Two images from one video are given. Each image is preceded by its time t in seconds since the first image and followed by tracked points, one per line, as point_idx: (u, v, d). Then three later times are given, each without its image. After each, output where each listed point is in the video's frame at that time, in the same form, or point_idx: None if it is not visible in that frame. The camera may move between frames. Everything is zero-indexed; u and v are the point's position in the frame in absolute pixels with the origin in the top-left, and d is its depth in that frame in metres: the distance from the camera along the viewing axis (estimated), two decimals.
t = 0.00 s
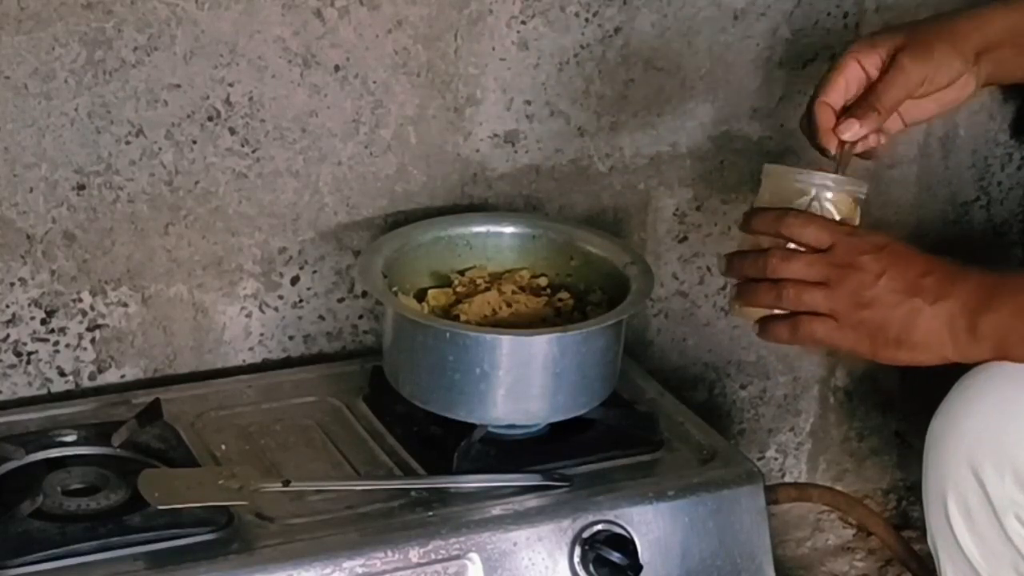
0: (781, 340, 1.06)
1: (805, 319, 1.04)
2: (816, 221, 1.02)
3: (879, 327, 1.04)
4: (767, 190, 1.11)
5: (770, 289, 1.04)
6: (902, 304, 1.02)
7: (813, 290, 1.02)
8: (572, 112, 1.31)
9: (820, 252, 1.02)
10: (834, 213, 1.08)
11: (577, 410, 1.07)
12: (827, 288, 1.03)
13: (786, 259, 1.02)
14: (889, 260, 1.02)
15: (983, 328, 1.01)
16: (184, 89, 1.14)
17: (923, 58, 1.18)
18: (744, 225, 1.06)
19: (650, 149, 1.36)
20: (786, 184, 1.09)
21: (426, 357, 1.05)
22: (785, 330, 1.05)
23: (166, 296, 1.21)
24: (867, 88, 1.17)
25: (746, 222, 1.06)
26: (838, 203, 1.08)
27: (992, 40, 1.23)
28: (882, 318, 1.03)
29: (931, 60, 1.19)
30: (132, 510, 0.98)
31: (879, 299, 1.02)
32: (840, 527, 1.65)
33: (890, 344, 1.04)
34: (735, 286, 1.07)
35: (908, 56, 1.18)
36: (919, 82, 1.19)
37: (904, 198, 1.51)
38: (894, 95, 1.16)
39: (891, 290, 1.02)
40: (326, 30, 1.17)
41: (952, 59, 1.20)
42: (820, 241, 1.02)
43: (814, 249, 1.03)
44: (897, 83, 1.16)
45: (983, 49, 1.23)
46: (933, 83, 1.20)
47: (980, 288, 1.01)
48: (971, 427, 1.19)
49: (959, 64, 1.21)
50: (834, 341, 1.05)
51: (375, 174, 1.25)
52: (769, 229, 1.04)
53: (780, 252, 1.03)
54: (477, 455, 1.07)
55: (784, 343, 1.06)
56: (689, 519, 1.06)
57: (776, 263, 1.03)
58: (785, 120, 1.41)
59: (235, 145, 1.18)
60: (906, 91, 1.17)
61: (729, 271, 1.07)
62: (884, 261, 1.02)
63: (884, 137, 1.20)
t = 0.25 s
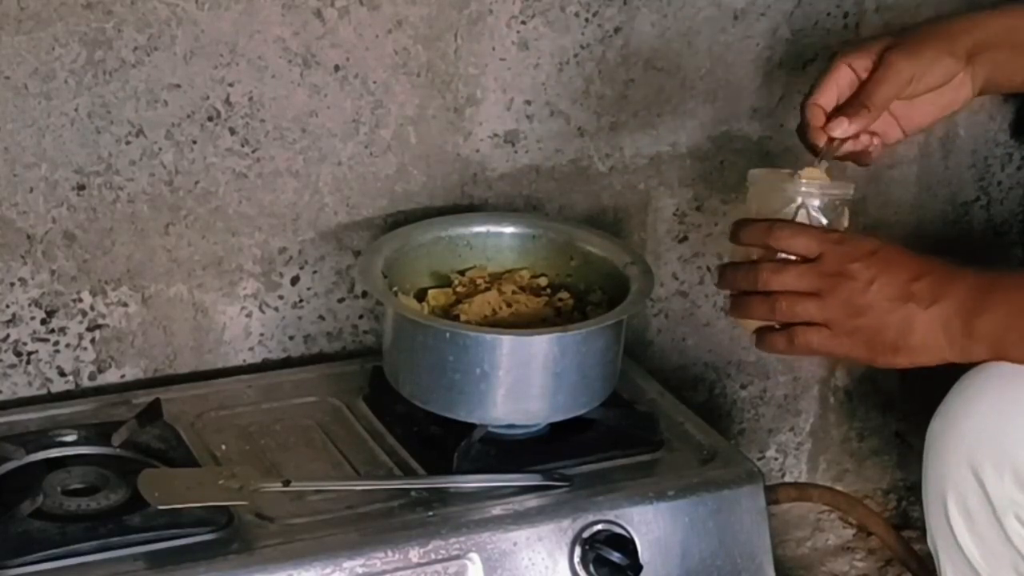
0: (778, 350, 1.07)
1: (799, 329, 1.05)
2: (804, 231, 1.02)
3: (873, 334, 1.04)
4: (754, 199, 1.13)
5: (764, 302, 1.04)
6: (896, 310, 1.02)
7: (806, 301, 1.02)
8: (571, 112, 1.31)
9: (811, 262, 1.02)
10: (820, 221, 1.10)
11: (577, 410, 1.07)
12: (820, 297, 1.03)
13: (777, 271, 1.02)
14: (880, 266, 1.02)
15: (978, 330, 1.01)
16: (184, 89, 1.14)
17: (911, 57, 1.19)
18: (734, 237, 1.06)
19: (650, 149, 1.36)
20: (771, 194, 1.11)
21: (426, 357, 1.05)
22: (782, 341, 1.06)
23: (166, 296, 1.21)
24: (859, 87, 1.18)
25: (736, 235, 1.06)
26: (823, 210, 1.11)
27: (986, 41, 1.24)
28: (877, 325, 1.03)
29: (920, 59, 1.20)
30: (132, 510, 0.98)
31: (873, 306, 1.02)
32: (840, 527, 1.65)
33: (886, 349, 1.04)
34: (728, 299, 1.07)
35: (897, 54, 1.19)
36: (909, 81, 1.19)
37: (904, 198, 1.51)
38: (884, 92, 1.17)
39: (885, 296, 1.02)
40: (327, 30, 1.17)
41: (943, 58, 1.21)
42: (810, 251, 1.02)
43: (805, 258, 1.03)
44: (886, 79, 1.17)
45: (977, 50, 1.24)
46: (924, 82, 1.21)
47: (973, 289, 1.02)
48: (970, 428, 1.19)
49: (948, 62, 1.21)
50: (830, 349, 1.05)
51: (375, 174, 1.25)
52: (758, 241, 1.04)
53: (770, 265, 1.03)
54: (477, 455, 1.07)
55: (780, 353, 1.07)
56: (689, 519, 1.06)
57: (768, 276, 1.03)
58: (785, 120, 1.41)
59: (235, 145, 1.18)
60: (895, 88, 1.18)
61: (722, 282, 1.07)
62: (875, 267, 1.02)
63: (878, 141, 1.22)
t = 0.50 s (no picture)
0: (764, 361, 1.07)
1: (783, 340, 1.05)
2: (782, 240, 1.03)
3: (858, 341, 1.04)
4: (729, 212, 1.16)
5: (745, 314, 1.05)
6: (877, 316, 1.03)
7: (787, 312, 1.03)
8: (571, 112, 1.31)
9: (789, 272, 1.03)
10: (795, 227, 1.14)
11: (577, 410, 1.07)
12: (801, 306, 1.03)
13: (756, 282, 1.03)
14: (860, 273, 1.03)
15: (960, 334, 1.01)
16: (184, 89, 1.14)
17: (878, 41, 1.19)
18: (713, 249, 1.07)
19: (650, 149, 1.36)
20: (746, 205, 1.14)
21: (426, 357, 1.05)
22: (767, 351, 1.06)
23: (166, 296, 1.21)
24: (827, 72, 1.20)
25: (712, 247, 1.06)
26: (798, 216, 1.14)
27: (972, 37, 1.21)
28: (859, 332, 1.03)
29: (889, 44, 1.19)
30: (132, 510, 0.98)
31: (854, 314, 1.03)
32: (840, 527, 1.65)
33: (872, 355, 1.05)
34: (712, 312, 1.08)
35: (865, 36, 1.19)
36: (884, 65, 1.20)
37: (904, 198, 1.51)
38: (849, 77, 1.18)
39: (866, 303, 1.02)
40: (326, 30, 1.17)
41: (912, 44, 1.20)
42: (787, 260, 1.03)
43: (785, 268, 1.04)
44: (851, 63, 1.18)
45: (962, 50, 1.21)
46: (893, 66, 1.20)
47: (953, 293, 1.01)
48: (968, 427, 1.18)
49: (916, 46, 1.20)
50: (816, 358, 1.05)
51: (375, 174, 1.25)
52: (736, 253, 1.04)
53: (748, 276, 1.04)
54: (477, 455, 1.07)
55: (767, 363, 1.07)
56: (689, 519, 1.06)
57: (749, 287, 1.03)
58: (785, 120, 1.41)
59: (235, 145, 1.18)
60: (860, 73, 1.19)
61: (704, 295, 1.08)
62: (854, 274, 1.03)
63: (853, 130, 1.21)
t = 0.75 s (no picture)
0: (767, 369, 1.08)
1: (785, 348, 1.06)
2: (779, 250, 1.03)
3: (858, 347, 1.04)
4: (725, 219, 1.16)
5: (745, 323, 1.05)
6: (877, 323, 1.03)
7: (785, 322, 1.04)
8: (571, 112, 1.31)
9: (787, 282, 1.03)
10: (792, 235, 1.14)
11: (577, 410, 1.07)
12: (800, 315, 1.04)
13: (755, 293, 1.04)
14: (858, 280, 1.03)
15: (960, 339, 1.01)
16: (184, 89, 1.14)
17: (775, 50, 1.16)
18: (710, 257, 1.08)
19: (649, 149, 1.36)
20: (742, 214, 1.14)
21: (426, 357, 1.05)
22: (768, 361, 1.07)
23: (166, 296, 1.21)
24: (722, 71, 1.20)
25: (709, 258, 1.06)
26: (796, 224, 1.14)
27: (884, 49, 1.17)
28: (860, 339, 1.04)
29: (790, 51, 1.16)
30: (132, 510, 0.98)
31: (853, 321, 1.03)
32: (840, 527, 1.65)
33: (873, 361, 1.05)
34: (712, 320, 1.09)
35: (763, 44, 1.17)
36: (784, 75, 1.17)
37: (904, 198, 1.51)
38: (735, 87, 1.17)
39: (866, 310, 1.03)
40: (327, 30, 1.17)
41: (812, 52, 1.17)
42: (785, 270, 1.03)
43: (783, 277, 1.04)
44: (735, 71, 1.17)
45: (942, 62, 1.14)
46: (784, 76, 1.18)
47: (953, 298, 1.01)
48: (967, 428, 1.18)
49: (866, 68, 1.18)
50: (817, 366, 1.06)
51: (375, 174, 1.25)
52: (732, 263, 1.04)
53: (747, 287, 1.04)
54: (477, 454, 1.07)
55: (769, 372, 1.08)
56: (689, 519, 1.06)
57: (748, 298, 1.04)
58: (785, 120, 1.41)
59: (235, 145, 1.18)
60: (749, 79, 1.17)
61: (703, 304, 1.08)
62: (853, 281, 1.03)
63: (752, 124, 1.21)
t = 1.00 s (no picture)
0: (769, 373, 1.08)
1: (787, 352, 1.06)
2: (779, 254, 1.03)
3: (861, 350, 1.05)
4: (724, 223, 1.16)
5: (747, 328, 1.06)
6: (879, 325, 1.03)
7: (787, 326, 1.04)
8: (571, 112, 1.31)
9: (788, 285, 1.04)
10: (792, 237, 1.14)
11: (577, 410, 1.07)
12: (803, 319, 1.04)
13: (756, 297, 1.03)
14: (860, 283, 1.03)
15: (963, 341, 1.01)
16: (184, 89, 1.14)
17: (670, 114, 1.16)
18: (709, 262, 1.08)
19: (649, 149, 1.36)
20: (740, 218, 1.15)
21: (426, 357, 1.05)
22: (770, 364, 1.07)
23: (166, 296, 1.21)
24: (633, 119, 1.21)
25: (710, 262, 1.06)
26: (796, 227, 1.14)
27: (783, 105, 1.12)
28: (862, 342, 1.04)
29: (677, 108, 1.15)
30: (132, 510, 0.98)
31: (854, 324, 1.04)
32: (840, 526, 1.65)
33: (875, 363, 1.05)
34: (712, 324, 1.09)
35: (654, 111, 1.16)
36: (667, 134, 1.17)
37: (904, 198, 1.51)
38: (635, 143, 1.19)
39: (868, 313, 1.03)
40: (327, 30, 1.17)
41: (711, 111, 1.14)
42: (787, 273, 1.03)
43: (784, 280, 1.04)
44: (637, 131, 1.18)
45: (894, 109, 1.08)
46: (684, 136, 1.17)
47: (955, 299, 1.01)
48: (966, 428, 1.18)
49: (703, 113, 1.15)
50: (820, 369, 1.06)
51: (375, 174, 1.25)
52: (732, 267, 1.05)
53: (748, 291, 1.04)
54: (477, 454, 1.07)
55: (770, 375, 1.08)
56: (689, 519, 1.06)
57: (749, 302, 1.04)
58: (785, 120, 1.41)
59: (235, 145, 1.18)
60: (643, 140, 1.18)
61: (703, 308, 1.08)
62: (855, 285, 1.03)
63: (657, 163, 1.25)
